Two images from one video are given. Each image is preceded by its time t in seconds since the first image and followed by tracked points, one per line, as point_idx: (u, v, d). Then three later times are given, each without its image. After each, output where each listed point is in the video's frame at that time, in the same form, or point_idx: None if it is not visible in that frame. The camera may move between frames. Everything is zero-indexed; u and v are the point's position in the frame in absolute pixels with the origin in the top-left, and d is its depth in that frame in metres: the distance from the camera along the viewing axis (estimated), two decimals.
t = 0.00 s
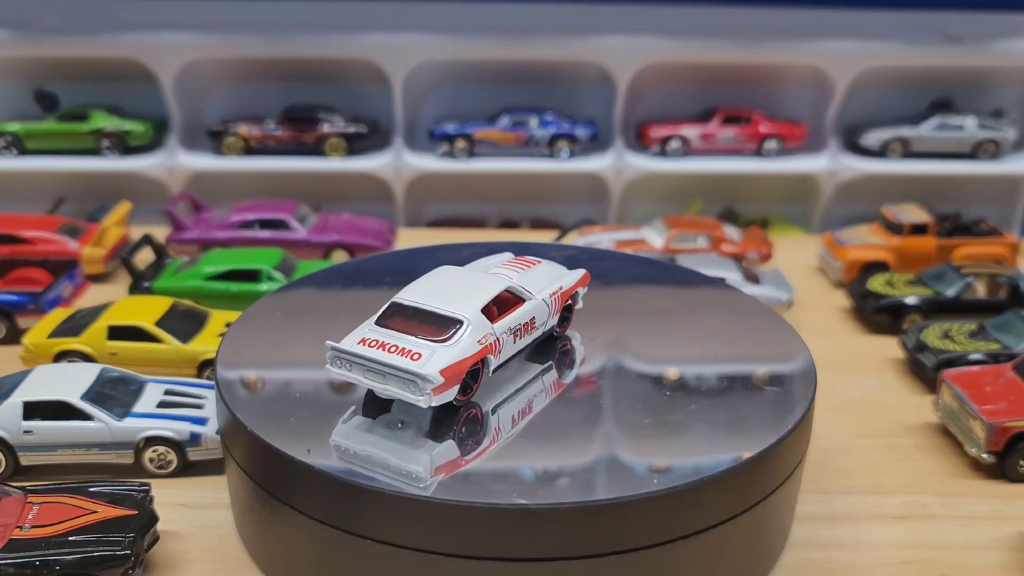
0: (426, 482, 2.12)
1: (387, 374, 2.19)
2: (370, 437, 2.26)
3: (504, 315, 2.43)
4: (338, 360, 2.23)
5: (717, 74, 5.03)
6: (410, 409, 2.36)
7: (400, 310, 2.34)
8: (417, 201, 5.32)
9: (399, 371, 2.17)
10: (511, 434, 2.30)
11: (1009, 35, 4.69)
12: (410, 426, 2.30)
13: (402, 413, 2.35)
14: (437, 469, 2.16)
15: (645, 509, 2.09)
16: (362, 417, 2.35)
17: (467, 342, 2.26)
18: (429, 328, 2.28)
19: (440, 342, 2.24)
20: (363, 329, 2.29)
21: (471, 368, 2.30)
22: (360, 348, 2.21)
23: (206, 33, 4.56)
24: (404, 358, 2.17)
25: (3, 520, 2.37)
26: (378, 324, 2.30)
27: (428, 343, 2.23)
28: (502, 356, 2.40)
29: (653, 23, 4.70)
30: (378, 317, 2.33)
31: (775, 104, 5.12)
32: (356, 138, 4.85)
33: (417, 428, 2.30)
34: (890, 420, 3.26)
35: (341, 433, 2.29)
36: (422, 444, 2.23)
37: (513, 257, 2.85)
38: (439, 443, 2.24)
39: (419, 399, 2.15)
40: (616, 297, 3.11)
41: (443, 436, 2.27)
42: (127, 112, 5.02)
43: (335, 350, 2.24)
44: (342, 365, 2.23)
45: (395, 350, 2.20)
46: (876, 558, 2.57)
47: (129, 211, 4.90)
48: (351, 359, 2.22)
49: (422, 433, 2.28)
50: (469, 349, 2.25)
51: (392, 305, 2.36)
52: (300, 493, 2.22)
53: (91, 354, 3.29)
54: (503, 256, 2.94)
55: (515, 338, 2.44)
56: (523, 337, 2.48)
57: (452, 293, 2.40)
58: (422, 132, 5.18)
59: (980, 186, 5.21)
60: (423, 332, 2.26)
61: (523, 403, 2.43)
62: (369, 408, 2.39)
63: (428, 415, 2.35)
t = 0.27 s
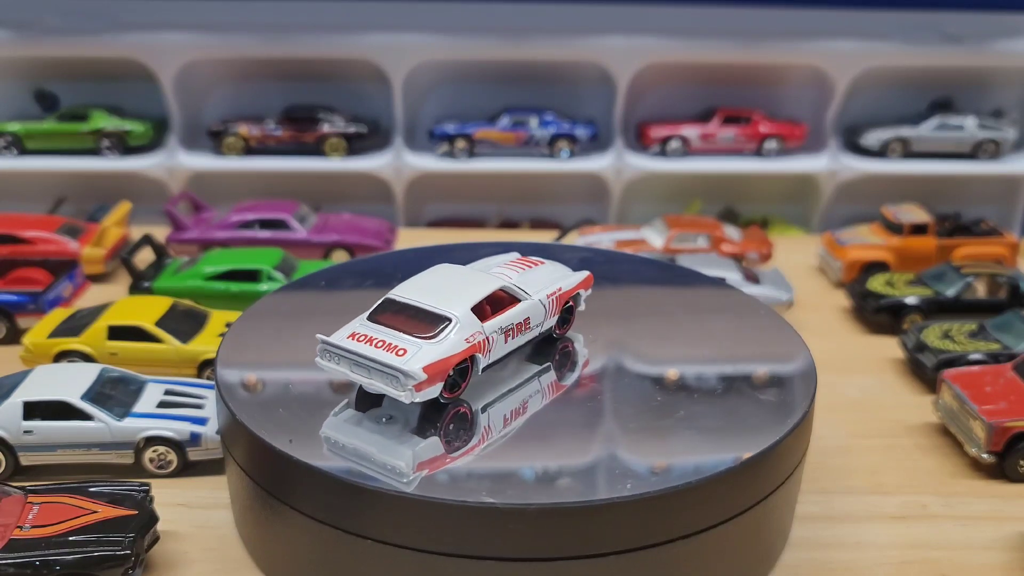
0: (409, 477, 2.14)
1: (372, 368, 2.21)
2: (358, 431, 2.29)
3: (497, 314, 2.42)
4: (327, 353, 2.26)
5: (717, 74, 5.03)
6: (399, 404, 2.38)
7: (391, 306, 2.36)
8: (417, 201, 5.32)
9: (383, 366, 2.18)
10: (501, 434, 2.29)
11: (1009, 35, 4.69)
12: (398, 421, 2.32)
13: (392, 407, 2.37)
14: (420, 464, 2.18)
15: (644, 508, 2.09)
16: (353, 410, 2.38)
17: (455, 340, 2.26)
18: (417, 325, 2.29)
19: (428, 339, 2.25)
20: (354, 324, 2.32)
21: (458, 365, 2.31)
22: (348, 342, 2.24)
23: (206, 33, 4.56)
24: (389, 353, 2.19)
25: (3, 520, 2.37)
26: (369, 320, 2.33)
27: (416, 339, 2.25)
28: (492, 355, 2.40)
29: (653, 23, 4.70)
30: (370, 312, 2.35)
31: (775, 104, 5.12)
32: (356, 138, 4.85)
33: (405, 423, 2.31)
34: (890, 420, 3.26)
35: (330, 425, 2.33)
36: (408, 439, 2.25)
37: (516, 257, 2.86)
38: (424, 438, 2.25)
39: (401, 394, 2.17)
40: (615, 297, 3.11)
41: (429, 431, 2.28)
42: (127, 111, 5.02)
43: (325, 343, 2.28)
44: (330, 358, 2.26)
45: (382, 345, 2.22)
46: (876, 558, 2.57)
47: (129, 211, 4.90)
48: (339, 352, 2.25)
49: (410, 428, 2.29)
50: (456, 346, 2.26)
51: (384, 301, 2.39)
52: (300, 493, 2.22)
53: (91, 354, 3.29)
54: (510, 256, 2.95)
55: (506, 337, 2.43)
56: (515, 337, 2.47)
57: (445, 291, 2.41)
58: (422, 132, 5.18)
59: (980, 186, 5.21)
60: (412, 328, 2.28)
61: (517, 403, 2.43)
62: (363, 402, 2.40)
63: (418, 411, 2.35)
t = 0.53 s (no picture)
0: (395, 472, 2.15)
1: (360, 363, 2.24)
2: (348, 425, 2.31)
3: (490, 313, 2.43)
4: (319, 347, 2.31)
5: (717, 74, 5.03)
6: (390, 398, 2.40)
7: (385, 302, 2.39)
8: (417, 201, 5.32)
9: (370, 361, 2.21)
10: (490, 435, 2.28)
11: (1008, 35, 4.69)
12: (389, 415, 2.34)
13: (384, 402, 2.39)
14: (406, 460, 2.19)
15: (644, 508, 2.09)
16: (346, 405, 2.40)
17: (443, 337, 2.28)
18: (408, 322, 2.32)
19: (417, 336, 2.27)
20: (348, 319, 2.36)
21: (448, 362, 2.32)
22: (338, 337, 2.28)
23: (206, 33, 4.56)
24: (377, 349, 2.22)
25: (3, 520, 2.37)
26: (363, 316, 2.36)
27: (405, 336, 2.27)
28: (483, 355, 2.40)
29: (653, 23, 4.70)
30: (365, 308, 2.39)
31: (775, 104, 5.12)
32: (356, 138, 4.85)
33: (396, 418, 2.33)
34: (889, 420, 3.26)
35: (322, 418, 2.36)
36: (397, 434, 2.26)
37: (521, 257, 2.86)
38: (411, 434, 2.26)
39: (386, 389, 2.19)
40: (615, 297, 3.12)
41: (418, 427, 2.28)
42: (127, 111, 5.02)
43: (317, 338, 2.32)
44: (322, 352, 2.31)
45: (371, 341, 2.25)
46: (876, 558, 2.57)
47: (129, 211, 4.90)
48: (329, 347, 2.29)
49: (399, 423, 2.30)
50: (445, 344, 2.27)
51: (379, 297, 2.42)
52: (300, 493, 2.22)
53: (91, 354, 3.29)
54: (514, 256, 2.96)
55: (499, 336, 2.43)
56: (509, 336, 2.47)
57: (438, 288, 2.43)
58: (422, 132, 5.18)
59: (980, 186, 5.21)
60: (402, 325, 2.31)
61: (512, 403, 2.43)
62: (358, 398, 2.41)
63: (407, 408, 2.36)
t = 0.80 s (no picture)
0: (381, 466, 2.17)
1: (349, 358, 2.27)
2: (340, 419, 2.34)
3: (484, 312, 2.43)
4: (312, 341, 2.35)
5: (717, 74, 5.03)
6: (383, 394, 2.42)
7: (380, 299, 2.43)
8: (417, 201, 5.32)
9: (357, 356, 2.24)
10: (482, 434, 2.29)
11: (1008, 35, 4.69)
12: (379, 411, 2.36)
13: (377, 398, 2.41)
14: (392, 455, 2.21)
15: (644, 508, 2.09)
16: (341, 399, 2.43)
17: (432, 335, 2.29)
18: (400, 319, 2.34)
19: (406, 333, 2.29)
20: (343, 315, 2.40)
21: (438, 358, 2.34)
22: (331, 332, 2.32)
23: (206, 33, 4.56)
24: (366, 345, 2.25)
25: (3, 520, 2.37)
26: (358, 312, 2.40)
27: (395, 333, 2.29)
28: (475, 353, 2.41)
29: (653, 23, 4.70)
30: (360, 305, 2.44)
31: (775, 104, 5.12)
32: (355, 138, 4.85)
33: (386, 414, 2.35)
34: (889, 420, 3.26)
35: (315, 411, 2.39)
36: (386, 429, 2.29)
37: (524, 257, 2.85)
38: (400, 430, 2.28)
39: (372, 384, 2.21)
40: (614, 297, 3.12)
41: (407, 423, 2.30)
42: (127, 111, 5.02)
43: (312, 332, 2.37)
44: (315, 346, 2.35)
45: (362, 337, 2.28)
46: (876, 558, 2.57)
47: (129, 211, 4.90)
48: (322, 341, 2.33)
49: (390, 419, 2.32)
50: (433, 341, 2.28)
51: (375, 294, 2.46)
52: (299, 493, 2.22)
53: (91, 354, 3.29)
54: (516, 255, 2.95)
55: (491, 335, 2.43)
56: (502, 336, 2.47)
57: (432, 285, 2.46)
58: (422, 132, 5.18)
59: (980, 186, 5.21)
60: (394, 322, 2.33)
61: (506, 403, 2.43)
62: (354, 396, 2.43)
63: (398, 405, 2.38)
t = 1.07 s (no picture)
0: (367, 460, 2.19)
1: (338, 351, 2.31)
2: (331, 412, 2.36)
3: (478, 310, 2.43)
4: (306, 334, 2.40)
5: (717, 74, 5.03)
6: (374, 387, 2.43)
7: (375, 293, 2.46)
8: (417, 201, 5.32)
9: (345, 350, 2.28)
10: (475, 431, 2.30)
11: (1008, 35, 4.69)
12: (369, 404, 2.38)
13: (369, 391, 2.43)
14: (378, 449, 2.22)
15: (645, 508, 2.09)
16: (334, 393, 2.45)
17: (419, 331, 2.31)
18: (391, 314, 2.37)
19: (395, 329, 2.32)
20: (339, 308, 2.44)
21: (427, 355, 2.35)
22: (323, 325, 2.37)
23: (206, 33, 4.57)
24: (354, 339, 2.29)
25: (3, 520, 2.37)
26: (353, 307, 2.44)
27: (384, 328, 2.32)
28: (465, 351, 2.41)
29: (652, 23, 4.70)
30: (357, 300, 2.47)
31: (775, 104, 5.12)
32: (356, 138, 4.85)
33: (376, 408, 2.36)
34: (889, 420, 3.26)
35: (309, 404, 2.42)
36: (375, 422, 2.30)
37: (525, 257, 2.85)
38: (387, 424, 2.30)
39: (358, 378, 2.24)
40: (614, 297, 3.12)
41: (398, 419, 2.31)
42: (127, 111, 5.02)
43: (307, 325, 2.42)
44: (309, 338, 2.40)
45: (352, 331, 2.32)
46: (876, 558, 2.57)
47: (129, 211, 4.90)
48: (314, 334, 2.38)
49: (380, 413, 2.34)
50: (421, 338, 2.30)
51: (371, 288, 2.50)
52: (299, 493, 2.22)
53: (91, 354, 3.29)
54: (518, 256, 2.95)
55: (484, 334, 2.43)
56: (497, 335, 2.47)
57: (426, 280, 2.48)
58: (422, 132, 5.18)
59: (980, 186, 5.20)
60: (384, 317, 2.36)
61: (500, 402, 2.42)
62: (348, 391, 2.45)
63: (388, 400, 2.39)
